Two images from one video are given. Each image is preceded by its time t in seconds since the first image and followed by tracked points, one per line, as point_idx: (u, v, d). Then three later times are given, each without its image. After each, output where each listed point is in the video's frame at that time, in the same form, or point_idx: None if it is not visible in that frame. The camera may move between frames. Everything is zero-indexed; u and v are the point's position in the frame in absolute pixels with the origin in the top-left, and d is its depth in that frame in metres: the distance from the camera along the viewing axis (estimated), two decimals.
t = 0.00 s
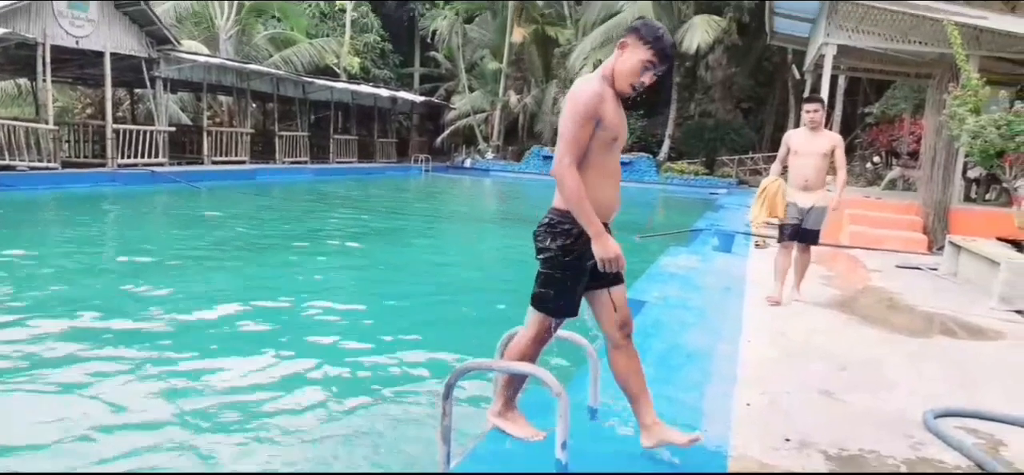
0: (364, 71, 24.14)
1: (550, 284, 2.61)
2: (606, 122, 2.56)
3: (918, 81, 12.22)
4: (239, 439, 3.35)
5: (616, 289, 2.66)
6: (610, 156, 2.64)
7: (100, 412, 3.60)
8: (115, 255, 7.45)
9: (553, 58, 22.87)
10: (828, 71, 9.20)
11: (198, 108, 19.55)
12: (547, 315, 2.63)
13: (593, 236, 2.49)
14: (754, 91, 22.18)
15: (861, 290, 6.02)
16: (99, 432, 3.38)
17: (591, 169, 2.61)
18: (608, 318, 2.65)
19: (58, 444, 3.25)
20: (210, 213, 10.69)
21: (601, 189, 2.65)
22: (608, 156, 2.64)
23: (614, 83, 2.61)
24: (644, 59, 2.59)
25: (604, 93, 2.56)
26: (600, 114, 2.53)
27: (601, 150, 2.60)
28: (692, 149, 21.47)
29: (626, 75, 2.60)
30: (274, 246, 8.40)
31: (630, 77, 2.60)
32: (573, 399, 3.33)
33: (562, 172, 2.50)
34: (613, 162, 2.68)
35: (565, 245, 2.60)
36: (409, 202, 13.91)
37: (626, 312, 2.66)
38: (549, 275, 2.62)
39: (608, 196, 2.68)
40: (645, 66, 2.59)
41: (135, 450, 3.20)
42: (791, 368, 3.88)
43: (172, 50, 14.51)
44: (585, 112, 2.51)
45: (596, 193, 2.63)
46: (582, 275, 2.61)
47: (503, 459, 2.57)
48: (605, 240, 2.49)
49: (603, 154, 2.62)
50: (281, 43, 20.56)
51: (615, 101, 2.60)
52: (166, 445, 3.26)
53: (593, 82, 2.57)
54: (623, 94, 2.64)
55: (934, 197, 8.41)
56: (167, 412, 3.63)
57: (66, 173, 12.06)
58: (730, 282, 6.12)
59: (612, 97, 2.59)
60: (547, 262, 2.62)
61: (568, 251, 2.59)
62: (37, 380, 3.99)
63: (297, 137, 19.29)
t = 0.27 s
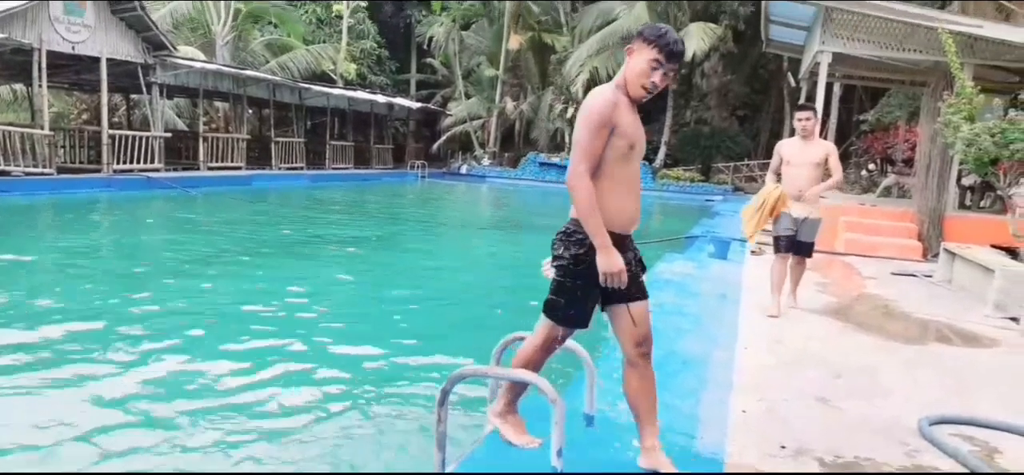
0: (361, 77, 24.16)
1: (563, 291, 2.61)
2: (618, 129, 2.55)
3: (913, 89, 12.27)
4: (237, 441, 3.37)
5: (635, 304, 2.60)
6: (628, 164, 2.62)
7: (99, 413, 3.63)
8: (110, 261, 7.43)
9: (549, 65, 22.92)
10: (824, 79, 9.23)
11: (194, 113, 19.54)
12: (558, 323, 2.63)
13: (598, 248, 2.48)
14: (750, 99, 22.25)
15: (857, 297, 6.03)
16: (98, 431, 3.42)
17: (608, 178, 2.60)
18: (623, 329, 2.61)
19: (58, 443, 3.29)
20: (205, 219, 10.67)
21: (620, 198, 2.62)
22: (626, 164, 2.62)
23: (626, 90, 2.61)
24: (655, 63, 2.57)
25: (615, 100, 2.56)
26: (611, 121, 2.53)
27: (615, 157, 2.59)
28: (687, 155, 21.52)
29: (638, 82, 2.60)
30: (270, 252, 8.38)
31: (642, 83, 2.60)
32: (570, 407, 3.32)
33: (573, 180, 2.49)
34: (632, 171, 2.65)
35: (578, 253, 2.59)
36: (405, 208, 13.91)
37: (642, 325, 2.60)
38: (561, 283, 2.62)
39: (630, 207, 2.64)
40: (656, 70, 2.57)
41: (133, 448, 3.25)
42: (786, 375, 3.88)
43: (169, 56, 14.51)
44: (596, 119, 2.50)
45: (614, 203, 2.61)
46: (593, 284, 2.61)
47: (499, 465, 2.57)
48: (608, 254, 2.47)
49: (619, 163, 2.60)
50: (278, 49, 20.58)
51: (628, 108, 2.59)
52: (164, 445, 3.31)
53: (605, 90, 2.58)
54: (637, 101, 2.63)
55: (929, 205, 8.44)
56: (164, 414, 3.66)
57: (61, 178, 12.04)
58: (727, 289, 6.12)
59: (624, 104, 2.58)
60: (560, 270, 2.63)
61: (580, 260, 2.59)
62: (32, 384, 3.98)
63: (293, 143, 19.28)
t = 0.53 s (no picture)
0: (355, 81, 24.18)
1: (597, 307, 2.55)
2: (634, 130, 2.55)
3: (906, 94, 12.33)
4: (229, 441, 3.42)
5: (658, 309, 2.60)
6: (649, 168, 2.60)
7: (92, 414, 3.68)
8: (103, 263, 7.42)
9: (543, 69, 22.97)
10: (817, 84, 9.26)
11: (188, 116, 19.52)
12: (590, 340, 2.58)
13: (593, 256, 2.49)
14: (743, 103, 22.32)
15: (849, 301, 6.05)
16: (92, 433, 3.47)
17: (626, 181, 2.59)
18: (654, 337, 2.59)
19: (53, 444, 3.35)
20: (198, 222, 10.66)
21: (640, 202, 2.59)
22: (646, 167, 2.60)
23: (646, 94, 2.62)
24: (670, 63, 2.56)
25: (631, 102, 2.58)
26: (625, 122, 2.53)
27: (633, 160, 2.58)
28: (681, 160, 21.56)
29: (656, 83, 2.60)
30: (263, 255, 8.37)
31: (659, 85, 2.60)
32: (563, 411, 3.32)
33: (584, 181, 2.52)
34: (655, 176, 2.63)
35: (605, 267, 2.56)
36: (399, 211, 13.91)
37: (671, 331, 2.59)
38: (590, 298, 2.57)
39: (652, 212, 2.61)
40: (672, 70, 2.57)
41: (126, 449, 3.31)
42: (779, 379, 3.89)
43: (162, 59, 14.49)
44: (608, 120, 2.53)
45: (633, 207, 2.58)
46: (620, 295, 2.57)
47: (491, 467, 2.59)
48: (602, 261, 2.47)
49: (637, 165, 2.59)
50: (272, 52, 20.58)
51: (646, 110, 2.59)
52: (157, 444, 3.36)
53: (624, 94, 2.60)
54: (657, 104, 2.63)
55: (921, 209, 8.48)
56: (157, 415, 3.70)
57: (54, 181, 12.01)
58: (719, 292, 6.14)
59: (642, 106, 2.58)
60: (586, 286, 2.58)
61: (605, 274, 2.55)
62: (23, 390, 3.98)
63: (287, 146, 19.25)
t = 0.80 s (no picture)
0: (345, 79, 24.11)
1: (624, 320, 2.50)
2: (638, 124, 2.50)
3: (895, 94, 12.39)
4: (219, 436, 3.43)
5: (671, 310, 2.57)
6: (657, 164, 2.54)
7: (83, 409, 3.69)
8: (91, 262, 7.38)
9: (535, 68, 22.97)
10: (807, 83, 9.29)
11: (177, 114, 19.42)
12: (613, 347, 2.56)
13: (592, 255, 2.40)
14: (734, 103, 22.38)
15: (839, 300, 6.08)
16: (83, 426, 3.49)
17: (633, 178, 2.52)
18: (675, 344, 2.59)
19: (44, 437, 3.37)
20: (188, 221, 10.60)
21: (649, 200, 2.52)
22: (654, 164, 2.54)
23: (652, 89, 2.58)
24: (674, 55, 2.53)
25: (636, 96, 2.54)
26: (629, 115, 2.48)
27: (640, 154, 2.52)
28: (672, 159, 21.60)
29: (661, 77, 2.56)
30: (252, 254, 8.33)
31: (665, 79, 2.56)
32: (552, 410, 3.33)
33: (588, 179, 2.44)
34: (664, 173, 2.56)
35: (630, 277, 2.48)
36: (390, 210, 13.88)
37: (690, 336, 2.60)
38: (616, 306, 2.50)
39: (661, 210, 2.53)
40: (675, 62, 2.53)
41: (117, 442, 3.33)
42: (769, 379, 3.90)
43: (152, 56, 14.41)
44: (611, 113, 2.48)
45: (641, 204, 2.51)
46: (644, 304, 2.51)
47: (481, 465, 2.59)
48: (602, 259, 2.39)
49: (645, 161, 2.52)
50: (262, 50, 20.51)
51: (652, 104, 2.54)
52: (149, 439, 3.38)
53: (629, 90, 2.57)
54: (664, 99, 2.59)
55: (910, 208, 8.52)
56: (147, 411, 3.71)
57: (41, 179, 11.93)
58: (709, 292, 6.15)
59: (647, 100, 2.54)
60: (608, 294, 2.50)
61: (628, 283, 2.48)
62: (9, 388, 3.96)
63: (277, 145, 19.17)
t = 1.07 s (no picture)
0: (334, 83, 24.07)
1: (633, 326, 2.46)
2: (630, 128, 2.51)
3: (882, 102, 12.48)
4: (210, 435, 3.48)
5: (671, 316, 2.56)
6: (654, 168, 2.53)
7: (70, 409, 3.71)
8: (76, 265, 7.33)
9: (524, 73, 23.01)
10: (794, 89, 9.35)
11: (165, 117, 19.33)
12: (624, 355, 2.51)
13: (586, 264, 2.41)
14: (722, 109, 22.48)
15: (825, 306, 6.11)
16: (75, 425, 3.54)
17: (629, 184, 2.52)
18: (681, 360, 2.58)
19: (36, 436, 3.41)
20: (175, 224, 10.55)
21: (646, 206, 2.50)
22: (652, 168, 2.53)
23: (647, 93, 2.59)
24: (666, 57, 2.52)
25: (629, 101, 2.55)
26: (621, 119, 2.50)
27: (635, 159, 2.52)
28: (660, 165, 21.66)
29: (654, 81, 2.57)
30: (240, 259, 8.30)
31: (657, 82, 2.57)
32: (539, 416, 3.32)
33: (582, 188, 2.46)
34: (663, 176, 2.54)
35: (637, 284, 2.48)
36: (379, 215, 13.86)
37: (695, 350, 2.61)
38: (622, 313, 2.48)
39: (660, 215, 2.51)
40: (668, 63, 2.53)
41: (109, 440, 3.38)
42: (756, 384, 3.92)
43: (139, 59, 14.31)
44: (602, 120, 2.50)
45: (640, 211, 2.50)
46: (652, 313, 2.49)
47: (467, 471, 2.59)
48: (596, 265, 2.39)
49: (641, 166, 2.52)
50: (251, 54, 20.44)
51: (646, 109, 2.54)
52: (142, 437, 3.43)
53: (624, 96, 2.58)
54: (660, 102, 2.58)
55: (896, 215, 8.58)
56: (137, 411, 3.74)
57: (27, 181, 11.84)
58: (697, 298, 6.17)
59: (641, 105, 2.54)
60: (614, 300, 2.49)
61: (634, 291, 2.47)
62: None
63: (266, 149, 19.09)
